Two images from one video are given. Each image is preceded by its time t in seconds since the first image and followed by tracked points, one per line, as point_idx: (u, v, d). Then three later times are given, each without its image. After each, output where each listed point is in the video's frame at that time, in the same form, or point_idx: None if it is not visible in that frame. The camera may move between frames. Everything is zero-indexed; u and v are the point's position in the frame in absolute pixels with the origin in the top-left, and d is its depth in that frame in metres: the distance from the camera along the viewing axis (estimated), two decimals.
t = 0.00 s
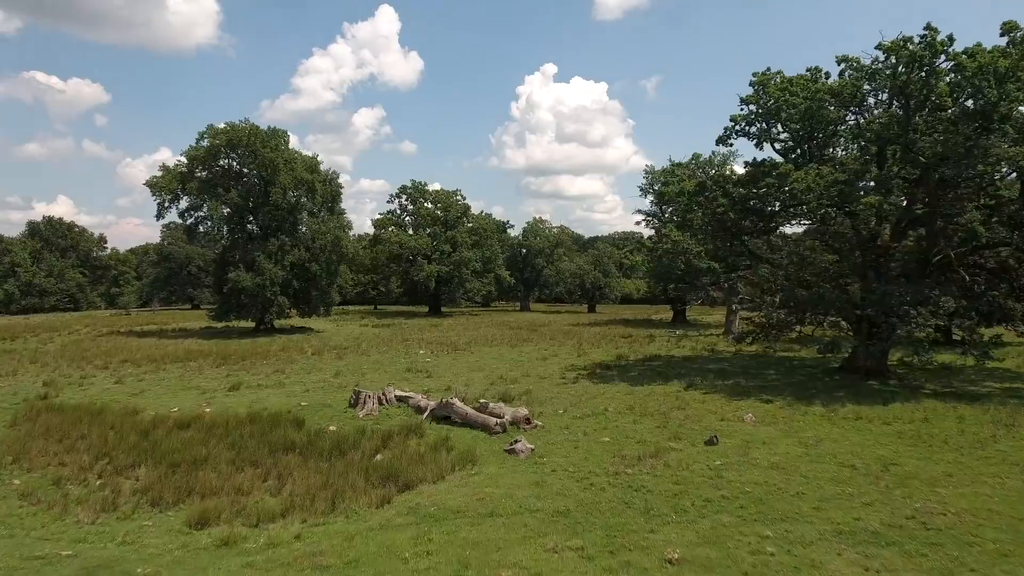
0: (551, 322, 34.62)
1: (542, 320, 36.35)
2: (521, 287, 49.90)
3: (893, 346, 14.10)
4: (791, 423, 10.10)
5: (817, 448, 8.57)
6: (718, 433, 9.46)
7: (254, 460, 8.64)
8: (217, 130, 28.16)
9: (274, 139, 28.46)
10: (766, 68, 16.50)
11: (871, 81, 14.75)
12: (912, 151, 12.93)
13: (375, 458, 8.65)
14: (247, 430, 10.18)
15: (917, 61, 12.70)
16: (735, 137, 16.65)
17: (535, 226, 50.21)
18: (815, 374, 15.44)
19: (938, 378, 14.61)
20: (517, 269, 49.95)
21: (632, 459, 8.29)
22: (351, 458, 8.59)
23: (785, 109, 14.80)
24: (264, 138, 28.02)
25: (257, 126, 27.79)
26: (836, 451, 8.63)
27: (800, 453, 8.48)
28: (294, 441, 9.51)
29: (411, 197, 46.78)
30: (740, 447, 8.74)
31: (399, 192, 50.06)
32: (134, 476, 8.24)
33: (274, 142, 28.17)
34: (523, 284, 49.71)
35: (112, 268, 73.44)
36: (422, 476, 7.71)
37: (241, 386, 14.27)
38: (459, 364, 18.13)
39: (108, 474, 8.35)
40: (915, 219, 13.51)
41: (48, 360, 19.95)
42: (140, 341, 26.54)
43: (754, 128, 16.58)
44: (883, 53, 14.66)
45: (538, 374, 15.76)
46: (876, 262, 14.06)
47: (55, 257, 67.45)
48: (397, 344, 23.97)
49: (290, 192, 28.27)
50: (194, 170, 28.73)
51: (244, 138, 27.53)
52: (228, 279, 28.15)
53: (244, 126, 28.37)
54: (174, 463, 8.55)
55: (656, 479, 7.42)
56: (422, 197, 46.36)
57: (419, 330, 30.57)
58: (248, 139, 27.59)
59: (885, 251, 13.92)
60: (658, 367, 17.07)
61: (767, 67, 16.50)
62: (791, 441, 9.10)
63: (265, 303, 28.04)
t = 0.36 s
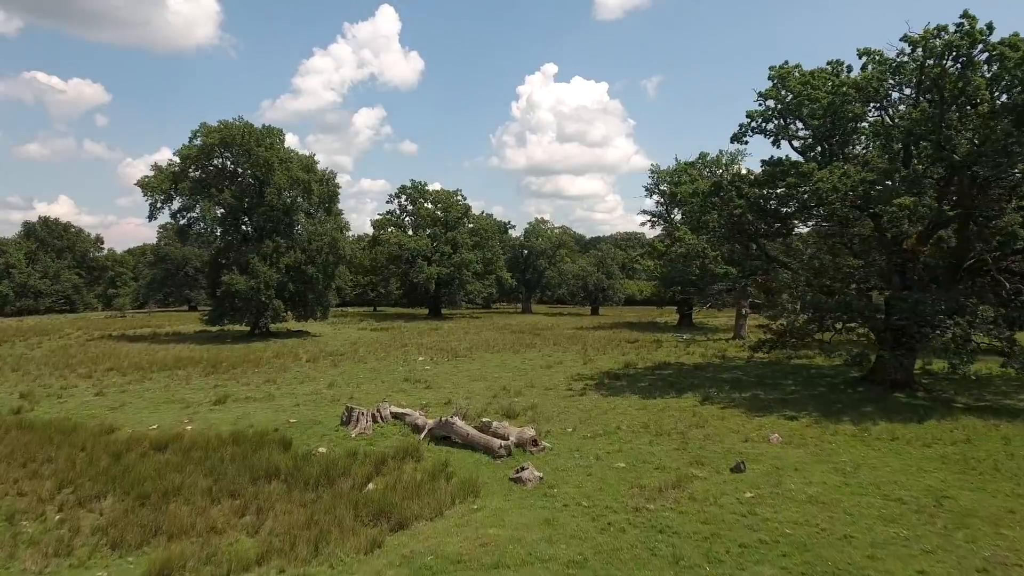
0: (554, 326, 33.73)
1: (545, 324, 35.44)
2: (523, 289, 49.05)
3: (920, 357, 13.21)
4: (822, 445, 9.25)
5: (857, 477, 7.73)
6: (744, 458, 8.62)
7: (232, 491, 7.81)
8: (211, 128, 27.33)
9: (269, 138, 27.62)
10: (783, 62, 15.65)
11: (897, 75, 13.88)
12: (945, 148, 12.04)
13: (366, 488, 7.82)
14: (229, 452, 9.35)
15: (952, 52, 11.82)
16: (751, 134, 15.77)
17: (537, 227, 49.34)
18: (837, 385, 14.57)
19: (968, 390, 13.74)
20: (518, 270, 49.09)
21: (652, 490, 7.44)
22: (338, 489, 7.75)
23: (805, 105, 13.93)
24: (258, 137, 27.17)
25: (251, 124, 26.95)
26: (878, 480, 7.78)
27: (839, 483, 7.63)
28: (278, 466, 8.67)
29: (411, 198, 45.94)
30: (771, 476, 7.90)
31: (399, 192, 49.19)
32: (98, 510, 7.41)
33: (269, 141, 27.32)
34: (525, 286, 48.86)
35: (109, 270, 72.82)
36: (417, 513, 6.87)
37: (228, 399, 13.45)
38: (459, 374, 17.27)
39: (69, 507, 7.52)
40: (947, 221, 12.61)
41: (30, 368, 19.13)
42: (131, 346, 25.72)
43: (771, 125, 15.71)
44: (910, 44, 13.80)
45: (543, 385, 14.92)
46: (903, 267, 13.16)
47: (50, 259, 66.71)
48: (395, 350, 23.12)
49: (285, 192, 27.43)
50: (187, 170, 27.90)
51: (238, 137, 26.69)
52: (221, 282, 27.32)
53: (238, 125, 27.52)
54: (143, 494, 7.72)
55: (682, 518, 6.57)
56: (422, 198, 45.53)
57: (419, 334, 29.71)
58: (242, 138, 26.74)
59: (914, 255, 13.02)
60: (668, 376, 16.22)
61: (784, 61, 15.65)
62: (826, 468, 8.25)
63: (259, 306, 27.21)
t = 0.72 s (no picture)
0: (557, 330, 32.91)
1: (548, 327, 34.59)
2: (524, 291, 48.23)
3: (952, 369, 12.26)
4: (859, 472, 8.42)
5: (906, 514, 6.90)
6: (775, 488, 7.78)
7: (205, 528, 6.96)
8: (203, 126, 26.49)
9: (263, 136, 26.75)
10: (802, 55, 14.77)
11: (924, 68, 13.00)
12: (984, 144, 11.10)
13: (355, 526, 6.98)
14: (205, 479, 8.49)
15: (993, 40, 10.93)
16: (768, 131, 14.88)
17: (539, 227, 48.51)
18: (860, 397, 13.69)
19: (1002, 404, 12.87)
20: (520, 272, 48.29)
21: (676, 530, 6.59)
22: (323, 527, 6.90)
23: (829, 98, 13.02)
24: (252, 136, 26.31)
25: (245, 123, 26.10)
26: (930, 517, 6.92)
27: (888, 520, 6.78)
28: (258, 497, 7.82)
29: (410, 197, 45.12)
30: (809, 511, 7.04)
31: (398, 192, 48.35)
32: (51, 552, 6.56)
33: (263, 139, 26.46)
34: (526, 287, 48.05)
35: (106, 271, 72.10)
36: (411, 559, 6.03)
37: (212, 414, 12.59)
38: (460, 383, 16.43)
39: (18, 548, 6.66)
40: (983, 223, 11.68)
41: (11, 376, 18.28)
42: (120, 352, 24.89)
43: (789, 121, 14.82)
44: (940, 36, 12.94)
45: (548, 397, 14.07)
46: (933, 273, 12.20)
47: (45, 260, 65.90)
48: (392, 357, 22.28)
49: (280, 193, 26.59)
50: (179, 169, 27.06)
51: (231, 135, 25.83)
52: (214, 285, 26.49)
53: (231, 123, 26.66)
54: (104, 533, 6.87)
55: (715, 567, 5.73)
56: (422, 198, 44.69)
57: (418, 339, 28.89)
58: (235, 136, 25.88)
59: (945, 260, 12.05)
60: (679, 387, 15.35)
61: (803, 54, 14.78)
62: (869, 500, 7.40)
63: (253, 311, 26.38)
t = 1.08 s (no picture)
0: (559, 334, 32.03)
1: (550, 331, 33.70)
2: (526, 293, 47.38)
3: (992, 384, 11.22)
4: (905, 506, 7.53)
5: (971, 561, 6.01)
6: (814, 526, 6.92)
7: None
8: (195, 125, 25.61)
9: (257, 135, 25.88)
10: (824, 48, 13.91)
11: (958, 60, 12.11)
12: None
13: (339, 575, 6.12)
14: (176, 514, 7.62)
15: None
16: (787, 129, 14.03)
17: (541, 228, 47.66)
18: (887, 412, 12.82)
19: None
20: (521, 274, 47.41)
21: None
22: None
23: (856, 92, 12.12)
24: (245, 134, 25.44)
25: (238, 121, 25.23)
26: (996, 564, 6.06)
27: (949, 570, 5.92)
28: (233, 536, 6.95)
29: (410, 198, 44.26)
30: (857, 558, 6.17)
31: (398, 192, 47.47)
32: None
33: (257, 138, 25.59)
34: (528, 289, 47.18)
35: (102, 272, 71.30)
36: None
37: (194, 432, 11.72)
38: (460, 395, 15.54)
39: None
40: None
41: None
42: (108, 358, 24.04)
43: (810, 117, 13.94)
44: (973, 26, 12.07)
45: (554, 412, 13.18)
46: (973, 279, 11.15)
47: (40, 261, 65.02)
48: (390, 364, 21.44)
49: (274, 193, 25.71)
50: (171, 169, 26.20)
51: (224, 134, 24.95)
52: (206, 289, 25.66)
53: (224, 121, 25.78)
54: None
55: None
56: (422, 198, 43.83)
57: (416, 344, 28.02)
58: (228, 134, 25.00)
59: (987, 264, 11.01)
60: (692, 399, 14.49)
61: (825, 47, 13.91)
62: (923, 543, 6.54)
63: (247, 315, 25.54)
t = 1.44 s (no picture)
0: (562, 338, 31.25)
1: (552, 335, 32.95)
2: (527, 294, 46.62)
3: None
4: (957, 546, 6.71)
5: None
6: (859, 572, 6.11)
7: None
8: (187, 123, 24.83)
9: (250, 134, 25.08)
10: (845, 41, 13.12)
11: (993, 53, 11.24)
12: None
13: None
14: (141, 554, 6.82)
15: None
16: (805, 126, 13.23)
17: (542, 229, 46.89)
18: (916, 428, 12.00)
19: None
20: (522, 275, 46.65)
21: None
22: None
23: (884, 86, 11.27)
24: (238, 133, 24.64)
25: (231, 119, 24.44)
26: None
27: None
28: None
29: (409, 198, 43.48)
30: None
31: (397, 192, 46.67)
32: None
33: (250, 137, 24.78)
34: (529, 291, 46.39)
35: (99, 273, 70.62)
36: None
37: (174, 451, 10.91)
38: (460, 407, 14.74)
39: None
40: None
41: None
42: (96, 365, 23.25)
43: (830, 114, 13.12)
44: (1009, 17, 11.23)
45: (560, 428, 12.37)
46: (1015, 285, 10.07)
47: (35, 262, 64.21)
48: (388, 371, 20.65)
49: (268, 193, 24.91)
50: (162, 169, 25.40)
51: (216, 132, 24.14)
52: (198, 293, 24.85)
53: (216, 119, 24.98)
54: None
55: None
56: (421, 198, 43.06)
57: (415, 349, 27.23)
58: (220, 133, 24.19)
59: None
60: (705, 413, 13.67)
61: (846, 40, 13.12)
62: None
63: (240, 320, 24.73)
